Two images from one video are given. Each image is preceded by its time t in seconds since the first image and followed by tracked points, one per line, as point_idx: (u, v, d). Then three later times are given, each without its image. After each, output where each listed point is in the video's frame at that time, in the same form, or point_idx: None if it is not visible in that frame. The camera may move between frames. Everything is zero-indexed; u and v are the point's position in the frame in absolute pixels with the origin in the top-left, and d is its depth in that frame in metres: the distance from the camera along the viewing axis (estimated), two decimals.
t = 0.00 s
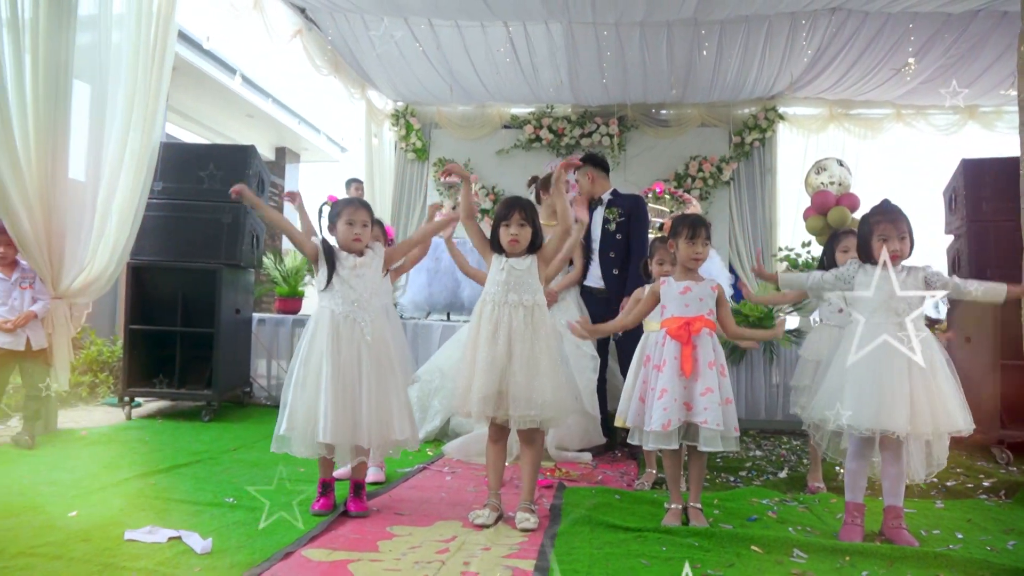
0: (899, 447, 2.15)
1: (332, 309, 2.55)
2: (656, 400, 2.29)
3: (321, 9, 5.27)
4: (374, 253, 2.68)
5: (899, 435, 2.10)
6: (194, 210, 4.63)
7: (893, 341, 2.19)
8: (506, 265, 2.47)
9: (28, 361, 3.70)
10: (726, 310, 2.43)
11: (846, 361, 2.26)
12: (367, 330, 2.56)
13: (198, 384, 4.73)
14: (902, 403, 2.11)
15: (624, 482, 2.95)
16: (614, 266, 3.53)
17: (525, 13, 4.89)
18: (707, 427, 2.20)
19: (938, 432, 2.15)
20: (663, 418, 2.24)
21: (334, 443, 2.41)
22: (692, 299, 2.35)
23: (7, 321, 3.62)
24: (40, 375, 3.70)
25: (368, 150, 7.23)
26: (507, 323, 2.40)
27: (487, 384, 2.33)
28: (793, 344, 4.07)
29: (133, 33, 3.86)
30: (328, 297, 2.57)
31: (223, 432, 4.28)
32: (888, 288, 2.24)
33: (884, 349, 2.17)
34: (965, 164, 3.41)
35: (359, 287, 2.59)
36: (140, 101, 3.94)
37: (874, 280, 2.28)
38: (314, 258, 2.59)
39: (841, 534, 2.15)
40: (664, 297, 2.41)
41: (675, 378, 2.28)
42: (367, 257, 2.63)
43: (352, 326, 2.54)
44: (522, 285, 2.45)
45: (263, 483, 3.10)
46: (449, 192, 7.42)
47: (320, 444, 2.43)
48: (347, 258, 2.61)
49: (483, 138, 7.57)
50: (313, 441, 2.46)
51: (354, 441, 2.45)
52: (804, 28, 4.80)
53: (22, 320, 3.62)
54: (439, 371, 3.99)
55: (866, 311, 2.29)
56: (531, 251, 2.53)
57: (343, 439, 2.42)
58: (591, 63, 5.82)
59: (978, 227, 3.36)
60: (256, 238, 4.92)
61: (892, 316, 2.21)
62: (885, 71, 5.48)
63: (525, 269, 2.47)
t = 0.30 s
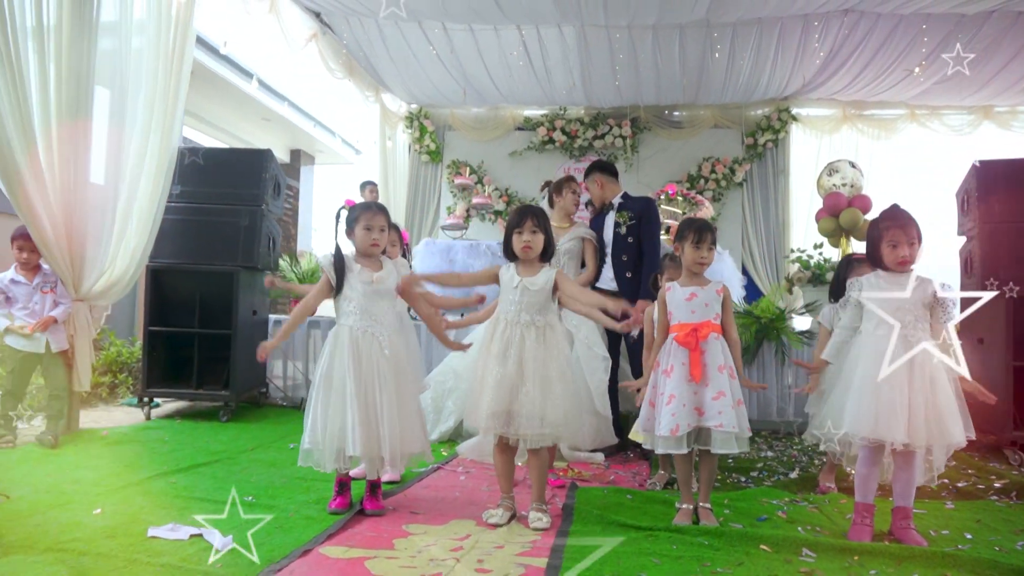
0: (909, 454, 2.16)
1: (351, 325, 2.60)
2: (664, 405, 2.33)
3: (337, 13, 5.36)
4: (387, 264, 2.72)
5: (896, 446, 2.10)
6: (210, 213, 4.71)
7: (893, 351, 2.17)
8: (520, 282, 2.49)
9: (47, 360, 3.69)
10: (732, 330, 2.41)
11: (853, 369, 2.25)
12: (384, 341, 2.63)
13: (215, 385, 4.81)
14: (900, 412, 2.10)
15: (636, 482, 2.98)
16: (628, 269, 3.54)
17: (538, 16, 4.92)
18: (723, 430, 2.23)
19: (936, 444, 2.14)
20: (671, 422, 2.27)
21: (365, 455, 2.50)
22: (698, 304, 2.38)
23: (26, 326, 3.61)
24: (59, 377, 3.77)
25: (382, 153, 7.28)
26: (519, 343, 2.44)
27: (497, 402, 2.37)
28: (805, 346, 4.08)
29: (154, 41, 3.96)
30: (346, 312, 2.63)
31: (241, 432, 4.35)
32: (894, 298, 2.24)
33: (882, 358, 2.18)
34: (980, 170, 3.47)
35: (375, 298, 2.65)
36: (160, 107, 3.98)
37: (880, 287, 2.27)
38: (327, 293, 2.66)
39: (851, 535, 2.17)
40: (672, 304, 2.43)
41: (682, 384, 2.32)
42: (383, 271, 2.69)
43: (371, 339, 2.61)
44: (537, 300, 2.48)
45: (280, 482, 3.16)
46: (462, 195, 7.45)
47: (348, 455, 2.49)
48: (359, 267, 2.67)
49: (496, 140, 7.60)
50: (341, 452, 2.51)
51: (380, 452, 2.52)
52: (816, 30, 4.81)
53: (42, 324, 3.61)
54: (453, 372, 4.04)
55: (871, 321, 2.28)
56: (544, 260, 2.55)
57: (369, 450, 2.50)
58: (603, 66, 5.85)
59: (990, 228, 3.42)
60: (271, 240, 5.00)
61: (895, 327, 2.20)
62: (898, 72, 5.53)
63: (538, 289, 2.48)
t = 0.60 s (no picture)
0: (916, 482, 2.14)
1: (351, 326, 2.65)
2: (663, 410, 2.38)
3: (346, 16, 5.41)
4: (391, 266, 2.78)
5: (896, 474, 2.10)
6: (219, 215, 4.77)
7: (894, 379, 2.16)
8: (526, 326, 2.50)
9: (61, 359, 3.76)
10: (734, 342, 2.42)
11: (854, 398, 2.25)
12: (384, 343, 2.66)
13: (224, 384, 4.86)
14: (901, 440, 2.09)
15: (640, 480, 3.02)
16: (632, 270, 3.54)
17: (544, 18, 4.95)
18: (725, 434, 2.27)
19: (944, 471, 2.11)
20: (668, 427, 2.32)
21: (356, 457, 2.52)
22: (699, 312, 2.40)
23: (40, 327, 3.65)
24: (72, 376, 3.82)
25: (389, 154, 7.30)
26: (529, 387, 2.44)
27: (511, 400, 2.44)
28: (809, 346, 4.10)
29: (165, 44, 4.01)
30: (349, 313, 2.68)
31: (251, 431, 4.41)
32: (893, 327, 2.23)
33: (883, 387, 2.17)
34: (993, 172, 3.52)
35: (378, 299, 2.69)
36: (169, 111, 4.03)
37: (880, 318, 2.26)
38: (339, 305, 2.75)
39: (852, 533, 2.20)
40: (673, 315, 2.45)
41: (682, 391, 2.35)
42: (386, 275, 2.73)
43: (371, 342, 2.64)
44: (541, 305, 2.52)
45: (289, 481, 3.21)
46: (469, 195, 7.52)
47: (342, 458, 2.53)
48: (362, 270, 2.71)
49: (502, 140, 7.62)
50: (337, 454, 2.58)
51: (375, 457, 2.54)
52: (822, 31, 4.82)
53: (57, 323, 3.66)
54: (459, 372, 4.08)
55: (872, 349, 2.28)
56: (546, 295, 2.57)
57: (363, 452, 2.52)
58: (609, 67, 5.88)
59: (994, 229, 3.46)
60: (279, 242, 5.05)
61: (895, 356, 2.19)
62: (903, 73, 5.55)
63: (547, 331, 2.50)
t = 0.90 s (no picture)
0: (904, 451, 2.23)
1: (350, 335, 2.69)
2: (663, 401, 2.40)
3: (348, 17, 5.44)
4: (389, 275, 2.80)
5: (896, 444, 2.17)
6: (223, 217, 4.81)
7: (892, 351, 2.25)
8: (526, 296, 2.54)
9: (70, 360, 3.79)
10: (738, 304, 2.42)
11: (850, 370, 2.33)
12: (382, 351, 2.68)
13: (229, 384, 4.90)
14: (901, 410, 2.18)
15: (641, 479, 3.04)
16: (634, 270, 3.56)
17: (545, 20, 4.97)
18: (719, 427, 2.28)
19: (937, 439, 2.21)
20: (671, 418, 2.33)
21: (344, 463, 2.54)
22: (699, 304, 2.43)
23: (48, 329, 3.62)
24: (77, 377, 3.84)
25: (392, 155, 7.35)
26: (534, 356, 2.49)
27: (516, 401, 2.43)
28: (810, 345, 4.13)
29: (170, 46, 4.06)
30: (348, 320, 2.72)
31: (256, 431, 4.45)
32: (890, 297, 2.31)
33: (880, 359, 2.25)
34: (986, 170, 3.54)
35: (376, 309, 2.72)
36: (175, 113, 4.09)
37: (877, 289, 2.34)
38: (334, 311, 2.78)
39: (850, 531, 2.23)
40: (674, 300, 2.50)
41: (681, 381, 2.38)
42: (382, 285, 2.75)
43: (369, 351, 2.67)
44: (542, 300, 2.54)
45: (294, 479, 3.24)
46: (472, 196, 7.52)
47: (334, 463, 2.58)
48: (359, 279, 2.75)
49: (505, 141, 7.65)
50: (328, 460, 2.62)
51: (369, 462, 2.58)
52: (823, 31, 4.83)
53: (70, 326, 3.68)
54: (462, 372, 4.11)
55: (866, 322, 2.35)
56: (543, 270, 2.61)
57: (353, 459, 2.55)
58: (611, 69, 5.90)
59: (995, 228, 3.48)
60: (283, 241, 5.09)
61: (893, 327, 2.27)
62: (904, 74, 5.58)
63: (546, 300, 2.54)
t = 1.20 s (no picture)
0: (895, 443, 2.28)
1: (352, 323, 2.72)
2: (658, 392, 2.42)
3: (350, 19, 5.48)
4: (389, 271, 2.82)
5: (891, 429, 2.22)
6: (228, 217, 4.84)
7: (886, 338, 2.30)
8: (522, 281, 2.56)
9: (75, 361, 3.82)
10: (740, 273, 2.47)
11: (843, 357, 2.38)
12: (384, 339, 2.72)
13: (231, 384, 4.93)
14: (894, 395, 2.24)
15: (640, 478, 3.06)
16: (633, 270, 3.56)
17: (546, 21, 5.00)
18: (715, 417, 2.30)
19: (933, 420, 2.29)
20: (662, 410, 2.36)
21: (359, 451, 2.57)
22: (696, 297, 2.48)
23: (54, 329, 3.66)
24: (82, 377, 3.88)
25: (393, 155, 7.39)
26: (528, 340, 2.52)
27: (511, 397, 2.44)
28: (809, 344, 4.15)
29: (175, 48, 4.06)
30: (349, 310, 2.75)
31: (259, 430, 4.48)
32: (880, 286, 2.37)
33: (874, 346, 2.30)
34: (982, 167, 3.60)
35: (378, 298, 2.74)
36: (178, 108, 4.04)
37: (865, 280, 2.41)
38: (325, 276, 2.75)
39: (845, 529, 2.25)
40: (673, 296, 2.56)
41: (676, 373, 2.41)
42: (386, 274, 2.78)
43: (371, 338, 2.71)
44: (540, 296, 2.57)
45: (295, 478, 3.27)
46: (473, 197, 7.50)
47: (345, 451, 2.60)
48: (363, 269, 2.77)
49: (506, 142, 7.67)
50: (338, 448, 2.63)
51: (377, 449, 2.61)
52: (822, 32, 4.85)
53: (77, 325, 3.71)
54: (463, 371, 4.13)
55: (857, 310, 2.41)
56: (541, 260, 2.64)
57: (365, 446, 2.58)
58: (612, 71, 5.94)
59: (992, 228, 3.57)
60: (286, 241, 5.11)
61: (885, 315, 2.33)
62: (904, 75, 5.60)
63: (541, 286, 2.56)
